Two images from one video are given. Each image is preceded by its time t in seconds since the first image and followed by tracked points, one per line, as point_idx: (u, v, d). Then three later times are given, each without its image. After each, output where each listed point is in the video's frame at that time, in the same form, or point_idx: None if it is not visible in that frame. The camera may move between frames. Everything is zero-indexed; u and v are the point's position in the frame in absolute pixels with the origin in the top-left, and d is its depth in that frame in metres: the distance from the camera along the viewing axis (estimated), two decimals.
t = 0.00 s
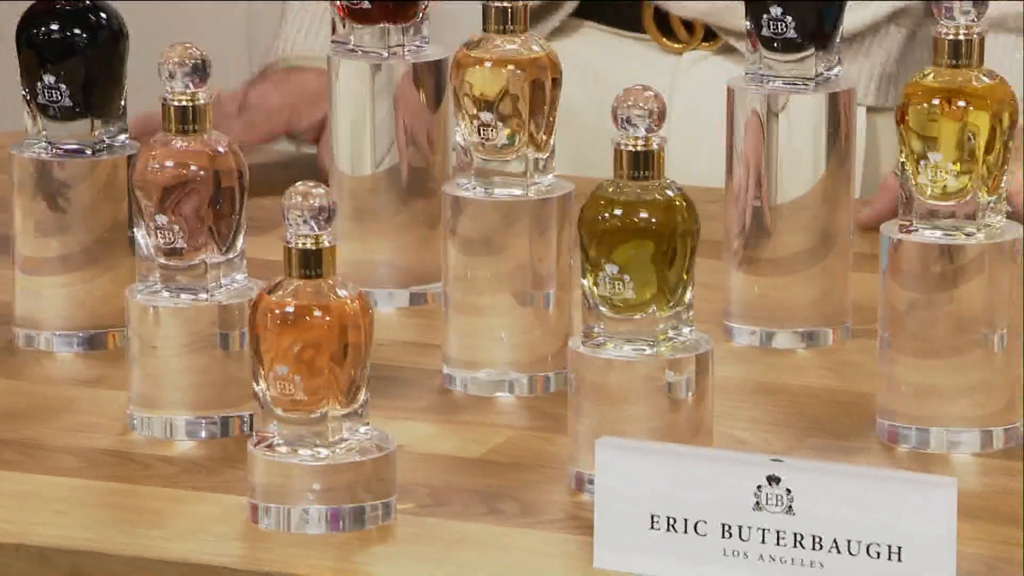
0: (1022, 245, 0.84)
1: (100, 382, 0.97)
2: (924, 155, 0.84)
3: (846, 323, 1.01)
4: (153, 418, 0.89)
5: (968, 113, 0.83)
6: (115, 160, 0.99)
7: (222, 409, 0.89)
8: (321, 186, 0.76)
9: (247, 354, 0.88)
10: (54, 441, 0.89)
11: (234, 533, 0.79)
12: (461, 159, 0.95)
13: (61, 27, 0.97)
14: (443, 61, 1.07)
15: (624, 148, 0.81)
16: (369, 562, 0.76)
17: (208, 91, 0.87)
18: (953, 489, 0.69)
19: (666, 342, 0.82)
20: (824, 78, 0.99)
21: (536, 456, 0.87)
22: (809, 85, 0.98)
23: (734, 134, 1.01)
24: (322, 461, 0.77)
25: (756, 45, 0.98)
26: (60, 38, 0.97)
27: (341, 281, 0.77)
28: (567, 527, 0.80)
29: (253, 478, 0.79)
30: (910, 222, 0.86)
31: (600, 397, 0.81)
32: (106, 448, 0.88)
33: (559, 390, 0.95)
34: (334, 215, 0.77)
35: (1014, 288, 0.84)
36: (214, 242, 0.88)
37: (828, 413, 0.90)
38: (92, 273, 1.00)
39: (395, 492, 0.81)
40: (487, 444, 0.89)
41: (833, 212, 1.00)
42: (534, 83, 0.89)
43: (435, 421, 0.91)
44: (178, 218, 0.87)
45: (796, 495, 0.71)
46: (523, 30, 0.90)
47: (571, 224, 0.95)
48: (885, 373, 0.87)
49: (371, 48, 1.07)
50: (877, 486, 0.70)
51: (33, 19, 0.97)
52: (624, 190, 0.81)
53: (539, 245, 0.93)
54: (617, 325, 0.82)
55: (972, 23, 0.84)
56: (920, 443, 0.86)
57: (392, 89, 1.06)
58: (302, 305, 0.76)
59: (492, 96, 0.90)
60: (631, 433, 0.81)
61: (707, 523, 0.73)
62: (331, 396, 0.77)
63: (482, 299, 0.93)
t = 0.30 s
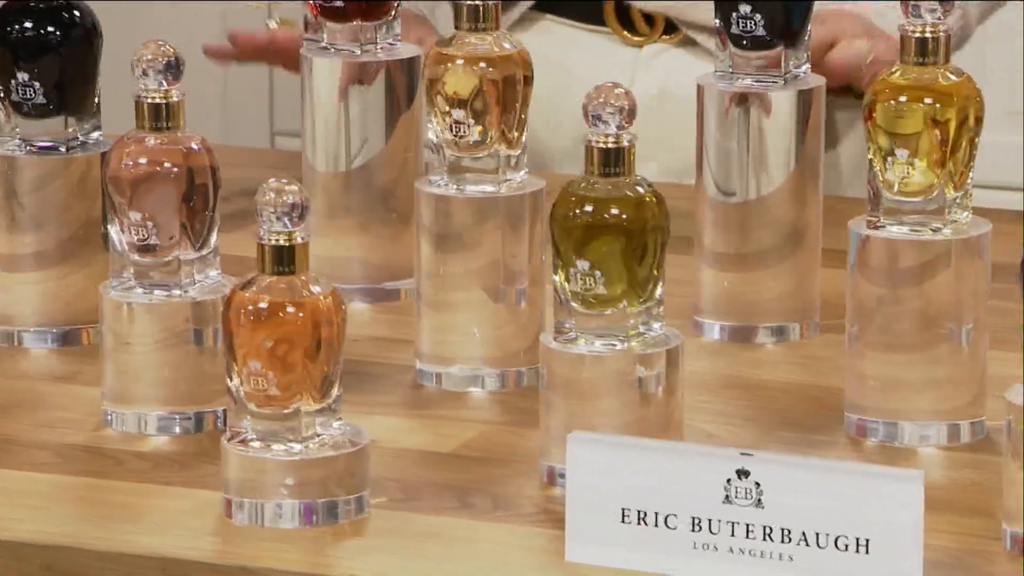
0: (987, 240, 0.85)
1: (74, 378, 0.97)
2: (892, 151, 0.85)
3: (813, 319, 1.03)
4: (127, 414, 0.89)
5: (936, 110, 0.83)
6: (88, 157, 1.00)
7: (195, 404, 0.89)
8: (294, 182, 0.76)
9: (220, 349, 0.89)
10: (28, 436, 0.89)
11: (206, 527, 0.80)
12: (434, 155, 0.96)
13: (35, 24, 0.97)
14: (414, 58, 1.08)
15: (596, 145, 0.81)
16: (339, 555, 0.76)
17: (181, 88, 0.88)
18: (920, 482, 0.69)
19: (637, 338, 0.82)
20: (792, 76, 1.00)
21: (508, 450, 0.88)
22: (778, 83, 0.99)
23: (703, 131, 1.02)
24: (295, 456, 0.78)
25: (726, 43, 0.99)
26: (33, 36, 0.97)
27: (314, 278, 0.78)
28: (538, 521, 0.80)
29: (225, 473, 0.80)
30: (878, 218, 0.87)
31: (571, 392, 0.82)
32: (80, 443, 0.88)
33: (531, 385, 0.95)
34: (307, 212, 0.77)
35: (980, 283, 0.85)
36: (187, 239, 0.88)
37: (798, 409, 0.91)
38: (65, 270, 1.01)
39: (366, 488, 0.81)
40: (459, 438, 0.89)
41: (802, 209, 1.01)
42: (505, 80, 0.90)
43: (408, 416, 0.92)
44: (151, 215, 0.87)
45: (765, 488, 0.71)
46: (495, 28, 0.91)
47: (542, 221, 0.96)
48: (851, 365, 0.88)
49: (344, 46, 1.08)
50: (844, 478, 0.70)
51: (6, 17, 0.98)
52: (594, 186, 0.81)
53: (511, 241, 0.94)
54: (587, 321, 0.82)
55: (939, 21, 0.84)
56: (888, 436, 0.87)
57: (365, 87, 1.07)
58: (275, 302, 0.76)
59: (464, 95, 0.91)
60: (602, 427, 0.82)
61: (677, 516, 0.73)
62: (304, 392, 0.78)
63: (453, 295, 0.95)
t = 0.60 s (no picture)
0: (953, 240, 0.86)
1: (46, 377, 0.98)
2: (857, 151, 0.86)
3: (779, 318, 1.04)
4: (98, 413, 0.90)
5: (901, 110, 0.84)
6: (60, 157, 1.01)
7: (167, 402, 0.90)
8: (266, 181, 0.77)
9: (192, 348, 0.90)
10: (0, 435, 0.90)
11: (178, 525, 0.80)
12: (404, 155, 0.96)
13: (6, 25, 0.98)
14: (386, 58, 1.09)
15: (564, 145, 0.81)
16: (311, 553, 0.77)
17: (152, 88, 0.89)
18: (886, 477, 0.69)
19: (606, 335, 0.83)
20: (759, 76, 1.01)
21: (479, 447, 0.89)
22: (745, 83, 1.00)
23: (671, 130, 1.02)
24: (266, 454, 0.79)
25: (693, 44, 1.00)
26: (5, 37, 0.98)
27: (286, 277, 0.78)
28: (509, 517, 0.81)
29: (198, 471, 0.80)
30: (844, 216, 0.88)
31: (541, 389, 0.83)
32: (52, 442, 0.89)
33: (501, 382, 0.96)
34: (278, 211, 0.78)
35: (944, 280, 0.87)
36: (159, 238, 0.89)
37: (766, 406, 0.92)
38: (38, 270, 1.02)
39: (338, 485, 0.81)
40: (431, 435, 0.90)
41: (768, 208, 1.03)
42: (475, 81, 0.91)
43: (380, 414, 0.92)
44: (123, 215, 0.87)
45: (733, 484, 0.72)
46: (465, 29, 0.92)
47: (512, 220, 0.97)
48: (818, 362, 0.89)
49: (315, 46, 1.09)
50: (812, 474, 0.70)
51: None
52: (564, 186, 0.82)
53: (481, 240, 0.95)
54: (557, 319, 0.82)
55: (903, 22, 0.85)
56: (855, 433, 0.88)
57: (336, 87, 1.08)
58: (247, 301, 0.77)
59: (435, 95, 0.92)
60: (572, 423, 0.82)
61: (646, 512, 0.74)
62: (276, 390, 0.78)
63: (424, 294, 0.95)
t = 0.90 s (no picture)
0: (916, 240, 0.87)
1: (17, 379, 0.98)
2: (822, 152, 0.87)
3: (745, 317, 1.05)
4: (69, 413, 0.90)
5: (864, 112, 0.85)
6: (31, 158, 1.01)
7: (137, 403, 0.90)
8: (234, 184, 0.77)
9: (162, 349, 0.90)
10: None
11: (148, 525, 0.80)
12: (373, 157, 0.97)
13: None
14: (355, 61, 1.10)
15: (532, 147, 0.82)
16: (281, 552, 0.77)
17: (122, 90, 0.89)
18: (850, 475, 0.70)
19: (574, 336, 0.84)
20: (725, 78, 1.02)
21: (448, 447, 0.89)
22: (710, 85, 1.01)
23: (639, 132, 1.03)
24: (237, 454, 0.79)
25: (660, 46, 1.00)
26: None
27: (255, 277, 0.79)
28: (478, 516, 0.81)
29: (168, 471, 0.81)
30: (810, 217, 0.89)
31: (509, 389, 0.83)
32: (23, 444, 0.89)
33: (470, 381, 0.97)
34: (248, 213, 0.79)
35: (908, 280, 0.88)
36: (130, 240, 0.89)
37: (733, 405, 0.93)
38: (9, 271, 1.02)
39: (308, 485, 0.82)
40: (400, 435, 0.91)
41: (734, 210, 1.03)
42: (444, 83, 0.92)
43: (350, 414, 0.93)
44: (93, 216, 0.88)
45: (700, 483, 0.73)
46: (434, 31, 0.93)
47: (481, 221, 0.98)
48: (784, 362, 0.90)
49: (285, 48, 1.09)
50: (777, 473, 0.71)
51: None
52: (532, 188, 0.82)
53: (450, 241, 0.95)
54: (525, 320, 0.83)
55: (868, 24, 0.86)
56: (820, 432, 0.89)
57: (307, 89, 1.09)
58: (217, 302, 0.77)
59: (405, 97, 0.92)
60: (540, 423, 0.83)
61: (614, 511, 0.74)
62: (246, 391, 0.79)
63: (393, 294, 0.96)
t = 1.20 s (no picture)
0: (887, 240, 0.88)
1: None
2: (794, 153, 0.88)
3: (719, 317, 1.06)
4: (45, 413, 0.91)
5: (835, 113, 0.86)
6: (7, 159, 1.02)
7: (113, 403, 0.91)
8: (210, 186, 0.78)
9: (138, 349, 0.91)
10: None
11: (124, 524, 0.81)
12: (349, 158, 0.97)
13: None
14: (330, 64, 1.11)
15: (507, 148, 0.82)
16: (256, 551, 0.78)
17: (98, 93, 0.90)
18: (821, 473, 0.70)
19: (548, 335, 0.84)
20: (698, 80, 1.02)
21: (423, 446, 0.90)
22: (684, 87, 1.01)
23: (613, 133, 1.04)
24: (212, 454, 0.79)
25: (633, 48, 1.01)
26: None
27: (231, 278, 0.79)
28: (452, 515, 0.82)
29: (144, 470, 0.81)
30: (782, 218, 0.89)
31: (483, 388, 0.84)
32: None
33: (445, 381, 0.98)
34: (224, 213, 0.79)
35: (878, 281, 0.88)
36: (106, 241, 0.89)
37: (705, 404, 0.93)
38: None
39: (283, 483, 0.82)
40: (375, 435, 0.91)
41: (708, 209, 1.05)
42: (418, 84, 0.93)
43: (326, 414, 0.94)
44: (69, 217, 0.88)
45: (672, 481, 0.73)
46: (408, 33, 0.94)
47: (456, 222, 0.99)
48: (756, 362, 0.90)
49: (260, 51, 1.10)
50: (749, 471, 0.72)
51: None
52: (507, 188, 0.82)
53: (425, 242, 0.96)
54: (500, 320, 0.84)
55: (838, 27, 0.87)
56: (792, 430, 0.89)
57: (282, 91, 1.10)
58: (193, 302, 0.77)
59: (379, 98, 0.93)
60: (514, 422, 0.83)
61: (588, 509, 0.75)
62: (222, 390, 0.79)
63: (368, 295, 0.97)
